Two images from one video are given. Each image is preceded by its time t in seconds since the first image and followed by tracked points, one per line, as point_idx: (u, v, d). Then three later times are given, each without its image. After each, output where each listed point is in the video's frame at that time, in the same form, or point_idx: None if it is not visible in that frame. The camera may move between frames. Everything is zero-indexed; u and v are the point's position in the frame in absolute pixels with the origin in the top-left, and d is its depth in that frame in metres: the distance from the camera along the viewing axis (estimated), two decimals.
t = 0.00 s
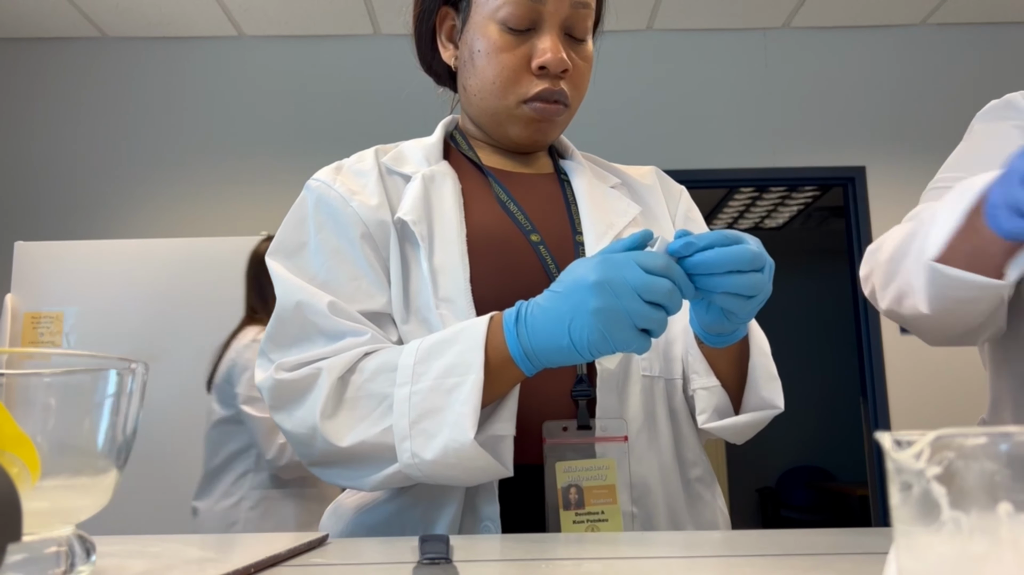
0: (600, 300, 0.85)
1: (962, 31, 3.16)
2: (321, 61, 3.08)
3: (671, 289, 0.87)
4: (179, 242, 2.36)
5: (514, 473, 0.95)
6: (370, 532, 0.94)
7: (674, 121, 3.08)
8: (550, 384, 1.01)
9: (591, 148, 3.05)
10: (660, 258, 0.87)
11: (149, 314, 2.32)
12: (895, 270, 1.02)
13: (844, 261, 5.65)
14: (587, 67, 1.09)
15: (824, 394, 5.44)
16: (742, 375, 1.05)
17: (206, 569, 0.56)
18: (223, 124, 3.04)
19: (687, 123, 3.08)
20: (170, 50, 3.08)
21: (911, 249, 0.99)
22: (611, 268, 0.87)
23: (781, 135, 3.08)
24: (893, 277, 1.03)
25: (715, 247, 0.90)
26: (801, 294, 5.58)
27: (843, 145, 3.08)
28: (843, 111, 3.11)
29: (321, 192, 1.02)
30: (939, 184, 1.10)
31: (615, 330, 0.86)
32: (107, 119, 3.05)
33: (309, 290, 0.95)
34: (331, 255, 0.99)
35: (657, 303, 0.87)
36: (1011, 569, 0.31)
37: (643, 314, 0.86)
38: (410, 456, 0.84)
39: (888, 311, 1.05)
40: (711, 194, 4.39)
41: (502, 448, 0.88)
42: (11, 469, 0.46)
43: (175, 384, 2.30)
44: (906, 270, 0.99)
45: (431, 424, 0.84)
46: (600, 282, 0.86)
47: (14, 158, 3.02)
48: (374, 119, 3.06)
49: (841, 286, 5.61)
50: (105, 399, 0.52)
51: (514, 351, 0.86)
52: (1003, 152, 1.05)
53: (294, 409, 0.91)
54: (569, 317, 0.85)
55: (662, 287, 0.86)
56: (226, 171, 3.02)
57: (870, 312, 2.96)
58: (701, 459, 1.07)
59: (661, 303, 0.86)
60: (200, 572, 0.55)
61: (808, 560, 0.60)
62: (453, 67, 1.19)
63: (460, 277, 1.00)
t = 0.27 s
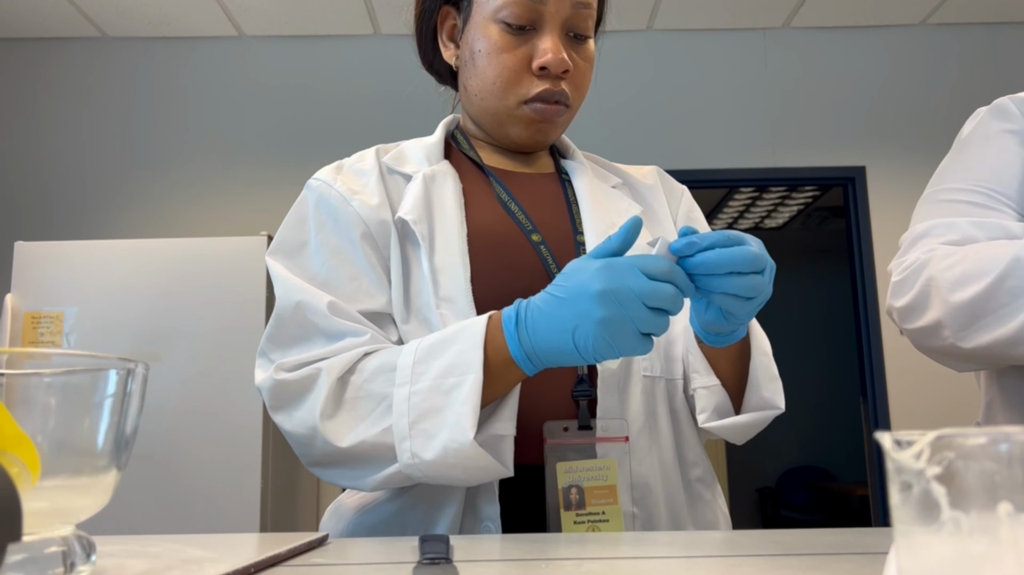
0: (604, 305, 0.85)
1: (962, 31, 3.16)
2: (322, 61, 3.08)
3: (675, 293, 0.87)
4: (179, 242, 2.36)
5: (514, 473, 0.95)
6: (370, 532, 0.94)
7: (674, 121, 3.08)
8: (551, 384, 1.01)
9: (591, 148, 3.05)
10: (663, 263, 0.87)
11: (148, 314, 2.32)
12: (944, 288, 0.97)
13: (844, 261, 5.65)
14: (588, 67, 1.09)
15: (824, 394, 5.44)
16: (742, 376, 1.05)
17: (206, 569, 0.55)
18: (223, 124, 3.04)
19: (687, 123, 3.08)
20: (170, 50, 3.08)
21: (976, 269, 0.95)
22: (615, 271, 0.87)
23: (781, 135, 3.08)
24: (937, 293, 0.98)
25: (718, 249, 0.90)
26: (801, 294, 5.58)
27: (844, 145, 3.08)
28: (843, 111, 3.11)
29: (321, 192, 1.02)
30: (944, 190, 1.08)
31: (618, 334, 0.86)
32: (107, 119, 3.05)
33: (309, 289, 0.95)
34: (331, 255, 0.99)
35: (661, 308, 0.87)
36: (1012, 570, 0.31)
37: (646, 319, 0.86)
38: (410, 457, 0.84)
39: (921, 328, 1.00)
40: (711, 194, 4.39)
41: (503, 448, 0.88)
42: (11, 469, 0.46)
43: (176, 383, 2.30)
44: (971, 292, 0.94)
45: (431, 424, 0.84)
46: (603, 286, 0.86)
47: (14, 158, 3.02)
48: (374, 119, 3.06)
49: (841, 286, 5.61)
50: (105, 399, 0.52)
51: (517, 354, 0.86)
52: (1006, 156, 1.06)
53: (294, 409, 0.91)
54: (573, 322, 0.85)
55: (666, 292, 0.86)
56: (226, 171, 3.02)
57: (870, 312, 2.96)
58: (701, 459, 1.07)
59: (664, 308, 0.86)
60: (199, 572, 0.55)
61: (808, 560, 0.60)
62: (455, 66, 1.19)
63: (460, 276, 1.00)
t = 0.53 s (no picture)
0: (604, 306, 0.85)
1: (962, 31, 3.16)
2: (322, 61, 3.08)
3: (676, 296, 0.87)
4: (179, 242, 2.36)
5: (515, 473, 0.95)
6: (370, 532, 0.94)
7: (674, 121, 3.08)
8: (551, 385, 1.01)
9: (591, 148, 3.05)
10: (665, 266, 0.87)
11: (149, 314, 2.32)
12: (940, 293, 0.97)
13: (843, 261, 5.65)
14: (589, 67, 1.09)
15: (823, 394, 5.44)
16: (740, 376, 1.06)
17: (206, 569, 0.55)
18: (223, 124, 3.04)
19: (687, 123, 3.08)
20: (170, 50, 3.08)
21: (972, 275, 0.95)
22: (617, 274, 0.87)
23: (781, 135, 3.08)
24: (933, 299, 0.98)
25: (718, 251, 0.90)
26: (800, 294, 5.58)
27: (843, 145, 3.08)
28: (843, 111, 3.11)
29: (322, 192, 1.02)
30: (938, 193, 1.09)
31: (618, 337, 0.86)
32: (107, 119, 3.05)
33: (310, 289, 0.95)
34: (331, 255, 0.99)
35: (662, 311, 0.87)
36: (1011, 571, 0.31)
37: (647, 322, 0.86)
38: (410, 457, 0.84)
39: (918, 332, 1.01)
40: (710, 194, 4.39)
41: (503, 449, 0.88)
42: (11, 469, 0.46)
43: (176, 383, 2.30)
44: (967, 299, 0.94)
45: (431, 425, 0.84)
46: (605, 288, 0.86)
47: (14, 158, 3.02)
48: (374, 119, 3.06)
49: (840, 287, 5.61)
50: (105, 398, 0.52)
51: (517, 355, 0.86)
52: (1001, 158, 1.05)
53: (294, 409, 0.91)
54: (573, 323, 0.85)
55: (667, 295, 0.86)
56: (227, 170, 3.02)
57: (869, 312, 2.96)
58: (701, 459, 1.07)
59: (664, 310, 0.86)
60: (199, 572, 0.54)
61: (807, 560, 0.60)
62: (455, 67, 1.19)
63: (460, 276, 1.00)
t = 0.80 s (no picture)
0: (601, 300, 0.86)
1: (962, 31, 3.16)
2: (321, 61, 3.08)
3: (672, 288, 0.86)
4: (179, 242, 2.36)
5: (515, 474, 0.95)
6: (369, 532, 0.94)
7: (674, 121, 3.08)
8: (551, 385, 1.01)
9: (591, 148, 3.05)
10: (661, 258, 0.88)
11: (148, 314, 2.32)
12: (937, 294, 0.97)
13: (843, 261, 5.65)
14: (589, 67, 1.09)
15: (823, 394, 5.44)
16: (739, 377, 1.06)
17: (206, 569, 0.55)
18: (223, 124, 3.04)
19: (687, 123, 3.08)
20: (170, 50, 3.08)
21: (969, 277, 0.95)
22: (612, 267, 0.88)
23: (781, 135, 3.08)
24: (930, 300, 0.98)
25: (714, 246, 0.90)
26: (800, 295, 5.58)
27: (843, 145, 3.08)
28: (843, 111, 3.11)
29: (322, 192, 1.02)
30: (937, 195, 1.09)
31: (616, 331, 0.86)
32: (106, 119, 3.05)
33: (310, 289, 0.95)
34: (332, 255, 0.99)
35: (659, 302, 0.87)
36: (1010, 570, 0.31)
37: (645, 315, 0.86)
38: (411, 459, 0.84)
39: (916, 333, 1.01)
40: (711, 194, 4.39)
41: (503, 449, 0.88)
42: (12, 469, 0.46)
43: (176, 384, 2.30)
44: (964, 300, 0.94)
45: (433, 426, 0.84)
46: (600, 280, 0.87)
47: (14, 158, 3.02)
48: (374, 119, 3.06)
49: (841, 287, 5.61)
50: (105, 398, 0.52)
51: (517, 354, 0.86)
52: (999, 160, 1.05)
53: (295, 410, 0.91)
54: (571, 318, 0.85)
55: (662, 285, 0.86)
56: (227, 171, 3.02)
57: (869, 312, 2.96)
58: (701, 459, 1.07)
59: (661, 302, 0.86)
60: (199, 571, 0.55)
61: (807, 560, 0.60)
62: (455, 66, 1.19)
63: (461, 276, 1.00)
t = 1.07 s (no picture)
0: (586, 284, 0.85)
1: (962, 31, 3.16)
2: (321, 60, 3.08)
3: (653, 256, 0.83)
4: (180, 242, 2.36)
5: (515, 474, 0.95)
6: (369, 532, 0.94)
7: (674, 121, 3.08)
8: (551, 386, 1.01)
9: (591, 148, 3.05)
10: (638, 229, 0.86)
11: (149, 314, 2.32)
12: (935, 292, 0.97)
13: (843, 261, 5.65)
14: (589, 66, 1.09)
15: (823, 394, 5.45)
16: (739, 377, 1.06)
17: (206, 569, 0.55)
18: (223, 124, 3.05)
19: (687, 123, 3.08)
20: (170, 50, 3.09)
21: (966, 275, 0.95)
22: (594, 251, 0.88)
23: (781, 135, 3.09)
24: (929, 298, 0.98)
25: (715, 247, 0.90)
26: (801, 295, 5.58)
27: (843, 145, 3.08)
28: (843, 111, 3.11)
29: (323, 192, 1.02)
30: (937, 194, 1.09)
31: (605, 313, 0.84)
32: (107, 120, 3.05)
33: (310, 290, 0.95)
34: (332, 255, 0.99)
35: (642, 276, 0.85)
36: (1011, 570, 0.31)
37: (631, 293, 0.84)
38: (413, 461, 0.84)
39: (915, 330, 1.01)
40: (711, 194, 4.39)
41: (505, 450, 0.89)
42: (12, 469, 0.46)
43: (176, 384, 2.30)
44: (962, 298, 0.95)
45: (435, 429, 0.84)
46: (583, 263, 0.87)
47: (15, 158, 3.02)
48: (374, 119, 3.06)
49: (841, 286, 5.61)
50: (105, 399, 0.52)
51: (516, 353, 0.87)
52: (997, 158, 1.05)
53: (296, 411, 0.91)
54: (560, 308, 0.86)
55: (640, 255, 0.83)
56: (227, 171, 3.02)
57: (869, 313, 2.96)
58: (701, 460, 1.07)
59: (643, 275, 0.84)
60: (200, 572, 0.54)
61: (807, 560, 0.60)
62: (455, 66, 1.19)
63: (461, 277, 1.00)
